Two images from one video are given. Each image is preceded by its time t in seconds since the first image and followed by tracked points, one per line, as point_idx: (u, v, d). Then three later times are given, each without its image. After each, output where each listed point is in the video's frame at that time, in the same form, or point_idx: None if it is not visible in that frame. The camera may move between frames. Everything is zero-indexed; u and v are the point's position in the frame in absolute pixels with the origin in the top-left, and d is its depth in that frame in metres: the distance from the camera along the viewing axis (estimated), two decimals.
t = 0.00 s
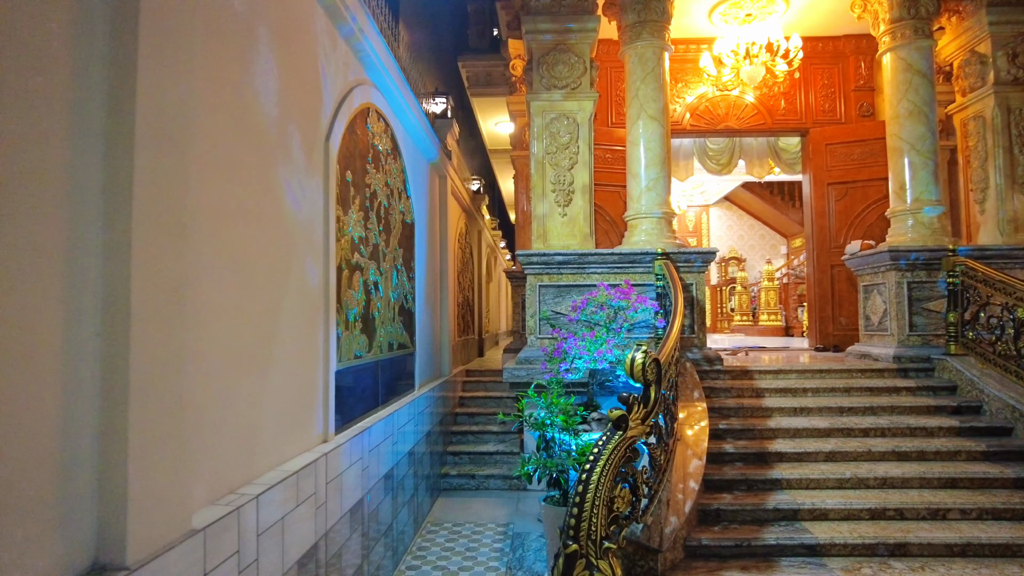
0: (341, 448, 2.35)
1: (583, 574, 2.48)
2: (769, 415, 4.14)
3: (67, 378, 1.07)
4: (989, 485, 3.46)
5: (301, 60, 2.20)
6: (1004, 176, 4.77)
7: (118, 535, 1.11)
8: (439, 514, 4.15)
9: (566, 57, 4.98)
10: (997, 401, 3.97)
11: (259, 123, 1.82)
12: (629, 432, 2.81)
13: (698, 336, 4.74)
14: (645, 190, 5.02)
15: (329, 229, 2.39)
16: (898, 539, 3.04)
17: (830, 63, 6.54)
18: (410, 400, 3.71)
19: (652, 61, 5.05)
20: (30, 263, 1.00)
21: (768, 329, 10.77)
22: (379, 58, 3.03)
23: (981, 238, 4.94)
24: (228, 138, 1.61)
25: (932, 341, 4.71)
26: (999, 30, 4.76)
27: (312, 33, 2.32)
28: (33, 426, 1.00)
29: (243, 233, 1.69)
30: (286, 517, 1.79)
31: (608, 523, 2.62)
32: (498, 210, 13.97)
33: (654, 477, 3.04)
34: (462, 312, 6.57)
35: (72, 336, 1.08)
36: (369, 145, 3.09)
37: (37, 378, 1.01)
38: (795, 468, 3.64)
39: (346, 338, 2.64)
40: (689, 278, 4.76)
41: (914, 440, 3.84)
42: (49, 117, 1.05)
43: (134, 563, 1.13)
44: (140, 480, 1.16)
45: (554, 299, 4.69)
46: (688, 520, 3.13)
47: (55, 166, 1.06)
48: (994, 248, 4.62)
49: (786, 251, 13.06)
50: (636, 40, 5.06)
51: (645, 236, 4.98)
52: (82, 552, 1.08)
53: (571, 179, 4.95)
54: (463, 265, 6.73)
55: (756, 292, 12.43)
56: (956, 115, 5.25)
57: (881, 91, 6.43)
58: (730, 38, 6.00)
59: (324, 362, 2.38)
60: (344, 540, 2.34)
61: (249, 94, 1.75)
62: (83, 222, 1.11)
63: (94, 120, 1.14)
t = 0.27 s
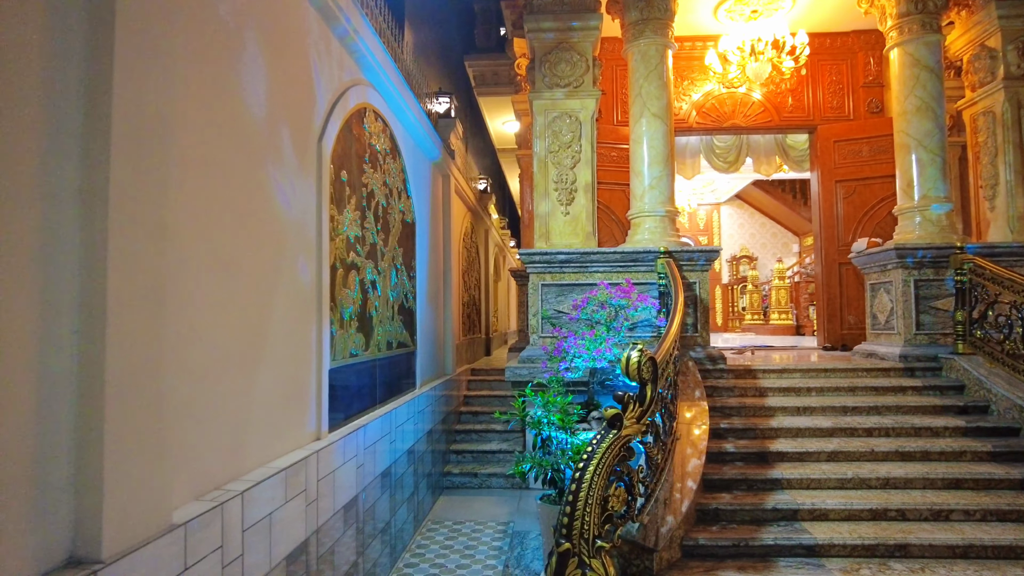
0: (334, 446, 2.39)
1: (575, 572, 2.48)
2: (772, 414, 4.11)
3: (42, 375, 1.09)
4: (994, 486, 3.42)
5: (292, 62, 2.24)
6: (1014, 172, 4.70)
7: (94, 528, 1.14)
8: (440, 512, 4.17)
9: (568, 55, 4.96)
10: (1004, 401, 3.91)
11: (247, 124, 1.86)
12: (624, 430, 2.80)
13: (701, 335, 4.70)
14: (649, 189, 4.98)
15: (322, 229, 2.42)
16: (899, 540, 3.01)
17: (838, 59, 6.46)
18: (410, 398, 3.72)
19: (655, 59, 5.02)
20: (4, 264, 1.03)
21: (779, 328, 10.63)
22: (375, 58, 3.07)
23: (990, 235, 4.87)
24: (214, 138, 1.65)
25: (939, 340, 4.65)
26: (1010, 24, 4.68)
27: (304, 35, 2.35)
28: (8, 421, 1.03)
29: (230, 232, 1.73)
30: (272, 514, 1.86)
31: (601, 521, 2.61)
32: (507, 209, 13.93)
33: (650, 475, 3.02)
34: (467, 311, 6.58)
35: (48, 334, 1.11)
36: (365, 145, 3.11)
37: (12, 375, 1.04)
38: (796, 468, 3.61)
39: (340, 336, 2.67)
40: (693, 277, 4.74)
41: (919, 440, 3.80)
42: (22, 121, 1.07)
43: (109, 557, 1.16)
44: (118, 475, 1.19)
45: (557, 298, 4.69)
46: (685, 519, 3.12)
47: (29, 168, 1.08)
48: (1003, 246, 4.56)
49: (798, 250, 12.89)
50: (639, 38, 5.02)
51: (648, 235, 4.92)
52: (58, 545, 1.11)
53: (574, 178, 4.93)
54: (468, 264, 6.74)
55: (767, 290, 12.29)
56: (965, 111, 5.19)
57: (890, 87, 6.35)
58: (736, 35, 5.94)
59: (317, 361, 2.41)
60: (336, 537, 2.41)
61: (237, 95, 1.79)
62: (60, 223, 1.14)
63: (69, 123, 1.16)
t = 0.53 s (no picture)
0: (323, 445, 2.44)
1: (564, 570, 2.50)
2: (771, 413, 4.09)
3: (18, 375, 1.14)
4: (995, 485, 3.39)
5: (281, 66, 2.30)
6: (1020, 167, 4.65)
7: (69, 523, 1.18)
8: (439, 510, 4.19)
9: (567, 55, 4.95)
10: (1008, 400, 3.88)
11: (232, 128, 1.92)
12: (615, 429, 2.82)
13: (702, 334, 4.68)
14: (649, 188, 4.96)
15: (313, 231, 2.48)
16: (894, 540, 2.99)
17: (843, 55, 6.40)
18: (407, 398, 3.76)
19: (655, 58, 5.00)
20: None
21: (789, 327, 10.51)
22: (368, 60, 3.13)
23: (996, 231, 4.82)
24: (196, 143, 1.71)
25: (943, 339, 4.61)
26: (1015, 18, 4.63)
27: (294, 40, 2.41)
28: None
29: (212, 234, 1.78)
30: (258, 510, 1.92)
31: (591, 520, 2.63)
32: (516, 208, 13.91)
33: (644, 474, 3.02)
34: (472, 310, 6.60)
35: (23, 336, 1.15)
36: (360, 146, 3.16)
37: None
38: (794, 467, 3.59)
39: (332, 336, 2.72)
40: (693, 275, 4.73)
41: (920, 440, 3.77)
42: None
43: (84, 551, 1.20)
44: (93, 470, 1.23)
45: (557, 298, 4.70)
46: (678, 518, 3.12)
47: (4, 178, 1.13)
48: (1008, 242, 4.51)
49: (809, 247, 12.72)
50: (638, 37, 5.00)
51: (648, 233, 4.89)
52: (34, 538, 1.15)
53: (574, 177, 4.91)
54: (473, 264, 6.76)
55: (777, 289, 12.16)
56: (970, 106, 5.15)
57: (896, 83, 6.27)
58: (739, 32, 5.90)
59: (307, 360, 2.46)
60: (326, 535, 2.45)
61: (220, 101, 1.85)
62: (35, 228, 1.18)
63: (44, 133, 1.21)
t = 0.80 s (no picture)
0: (312, 443, 2.52)
1: (549, 567, 2.53)
2: (768, 412, 4.08)
3: None
4: (991, 486, 3.38)
5: (266, 74, 2.40)
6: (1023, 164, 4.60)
7: (45, 516, 1.27)
8: (438, 509, 4.24)
9: (565, 56, 4.95)
10: (1008, 399, 3.85)
11: (213, 135, 2.03)
12: (603, 428, 2.85)
13: (701, 334, 4.66)
14: (648, 188, 4.94)
15: (300, 234, 2.57)
16: (886, 540, 2.99)
17: (847, 53, 6.35)
18: (404, 398, 3.81)
19: (653, 58, 4.97)
20: None
21: (800, 327, 10.33)
22: (360, 66, 3.20)
23: (1000, 229, 4.77)
24: (174, 150, 1.81)
25: (946, 338, 4.57)
26: (1019, 13, 4.58)
27: (281, 49, 2.51)
28: None
29: (192, 237, 1.89)
30: (243, 505, 1.99)
31: (577, 518, 2.66)
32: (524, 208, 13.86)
33: (633, 474, 3.05)
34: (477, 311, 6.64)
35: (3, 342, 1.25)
36: (354, 150, 3.23)
37: None
38: (788, 467, 3.59)
39: (322, 338, 2.79)
40: (692, 275, 4.72)
41: (917, 440, 3.75)
42: None
43: (59, 541, 1.29)
44: (68, 467, 1.32)
45: (556, 298, 4.72)
46: (669, 517, 3.14)
47: None
48: (1012, 240, 4.47)
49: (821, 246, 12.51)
50: (637, 37, 4.99)
51: (647, 233, 4.89)
52: (12, 529, 1.25)
53: (572, 178, 4.92)
54: (478, 265, 6.79)
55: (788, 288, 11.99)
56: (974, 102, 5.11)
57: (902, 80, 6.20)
58: (741, 31, 5.87)
59: (297, 360, 2.55)
60: (316, 531, 2.52)
61: (200, 110, 1.95)
62: (14, 243, 1.28)
63: (21, 154, 1.31)
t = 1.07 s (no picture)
0: (299, 441, 2.60)
1: (533, 563, 2.58)
2: (761, 412, 4.08)
3: None
4: (981, 485, 3.39)
5: (254, 81, 2.47)
6: (1021, 162, 4.58)
7: (22, 509, 1.37)
8: (432, 507, 4.28)
9: (560, 57, 4.95)
10: (1002, 399, 3.86)
11: (199, 141, 2.11)
12: (588, 427, 2.88)
13: (695, 333, 4.67)
14: (643, 188, 4.94)
15: (287, 235, 2.64)
16: (872, 539, 3.01)
17: (846, 51, 6.32)
18: (398, 397, 3.86)
19: (648, 58, 4.96)
20: None
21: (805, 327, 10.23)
22: (349, 69, 3.27)
23: (998, 227, 4.77)
24: (157, 157, 1.89)
25: (942, 337, 4.57)
26: (1015, 10, 4.57)
27: (269, 55, 2.58)
28: None
29: (175, 240, 1.97)
30: (226, 502, 2.08)
31: (561, 515, 2.70)
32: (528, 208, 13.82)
33: (621, 472, 3.08)
34: (477, 311, 6.67)
35: None
36: (345, 152, 3.29)
37: None
38: (778, 466, 3.60)
39: (311, 338, 2.85)
40: (686, 274, 4.71)
41: (910, 439, 3.75)
42: None
43: (36, 533, 1.39)
44: (45, 464, 1.42)
45: (551, 297, 4.74)
46: (657, 515, 3.16)
47: None
48: (1008, 239, 4.46)
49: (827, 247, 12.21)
50: (632, 38, 4.98)
51: (642, 233, 4.89)
52: None
53: (568, 178, 4.93)
54: (478, 265, 6.82)
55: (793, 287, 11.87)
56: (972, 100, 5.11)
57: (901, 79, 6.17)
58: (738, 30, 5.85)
59: (284, 359, 2.63)
60: (303, 527, 2.60)
61: (183, 117, 2.02)
62: None
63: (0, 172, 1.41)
